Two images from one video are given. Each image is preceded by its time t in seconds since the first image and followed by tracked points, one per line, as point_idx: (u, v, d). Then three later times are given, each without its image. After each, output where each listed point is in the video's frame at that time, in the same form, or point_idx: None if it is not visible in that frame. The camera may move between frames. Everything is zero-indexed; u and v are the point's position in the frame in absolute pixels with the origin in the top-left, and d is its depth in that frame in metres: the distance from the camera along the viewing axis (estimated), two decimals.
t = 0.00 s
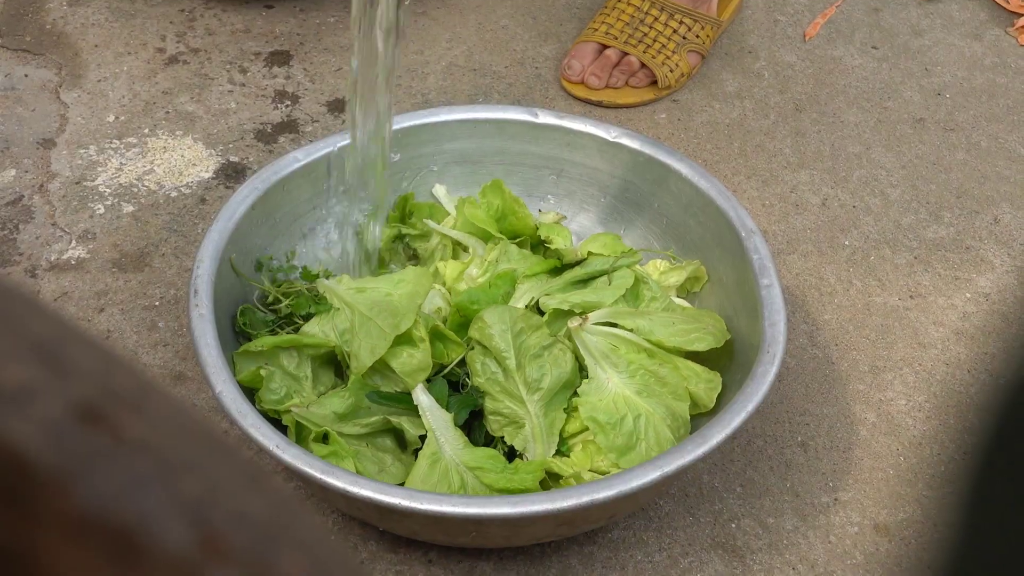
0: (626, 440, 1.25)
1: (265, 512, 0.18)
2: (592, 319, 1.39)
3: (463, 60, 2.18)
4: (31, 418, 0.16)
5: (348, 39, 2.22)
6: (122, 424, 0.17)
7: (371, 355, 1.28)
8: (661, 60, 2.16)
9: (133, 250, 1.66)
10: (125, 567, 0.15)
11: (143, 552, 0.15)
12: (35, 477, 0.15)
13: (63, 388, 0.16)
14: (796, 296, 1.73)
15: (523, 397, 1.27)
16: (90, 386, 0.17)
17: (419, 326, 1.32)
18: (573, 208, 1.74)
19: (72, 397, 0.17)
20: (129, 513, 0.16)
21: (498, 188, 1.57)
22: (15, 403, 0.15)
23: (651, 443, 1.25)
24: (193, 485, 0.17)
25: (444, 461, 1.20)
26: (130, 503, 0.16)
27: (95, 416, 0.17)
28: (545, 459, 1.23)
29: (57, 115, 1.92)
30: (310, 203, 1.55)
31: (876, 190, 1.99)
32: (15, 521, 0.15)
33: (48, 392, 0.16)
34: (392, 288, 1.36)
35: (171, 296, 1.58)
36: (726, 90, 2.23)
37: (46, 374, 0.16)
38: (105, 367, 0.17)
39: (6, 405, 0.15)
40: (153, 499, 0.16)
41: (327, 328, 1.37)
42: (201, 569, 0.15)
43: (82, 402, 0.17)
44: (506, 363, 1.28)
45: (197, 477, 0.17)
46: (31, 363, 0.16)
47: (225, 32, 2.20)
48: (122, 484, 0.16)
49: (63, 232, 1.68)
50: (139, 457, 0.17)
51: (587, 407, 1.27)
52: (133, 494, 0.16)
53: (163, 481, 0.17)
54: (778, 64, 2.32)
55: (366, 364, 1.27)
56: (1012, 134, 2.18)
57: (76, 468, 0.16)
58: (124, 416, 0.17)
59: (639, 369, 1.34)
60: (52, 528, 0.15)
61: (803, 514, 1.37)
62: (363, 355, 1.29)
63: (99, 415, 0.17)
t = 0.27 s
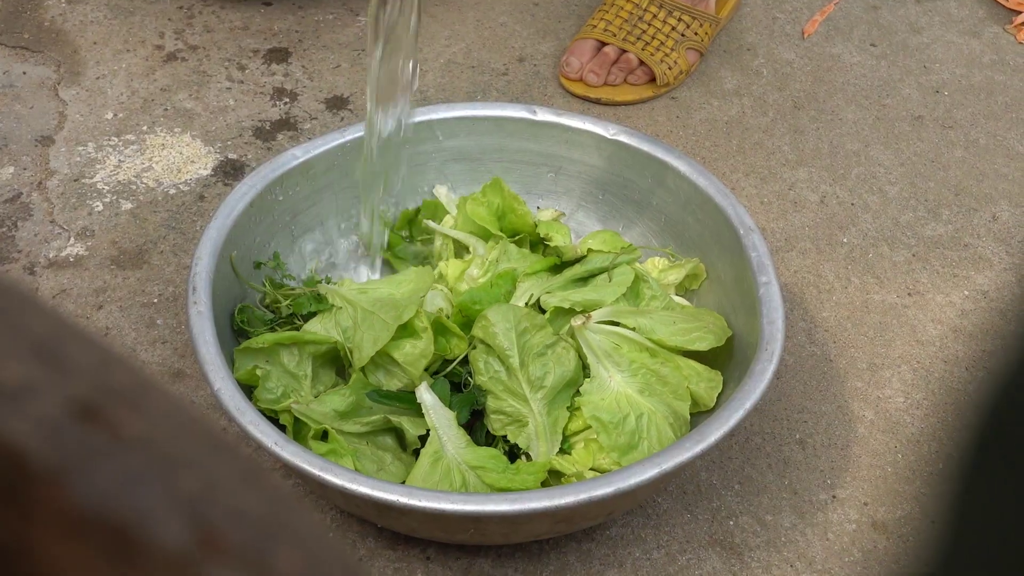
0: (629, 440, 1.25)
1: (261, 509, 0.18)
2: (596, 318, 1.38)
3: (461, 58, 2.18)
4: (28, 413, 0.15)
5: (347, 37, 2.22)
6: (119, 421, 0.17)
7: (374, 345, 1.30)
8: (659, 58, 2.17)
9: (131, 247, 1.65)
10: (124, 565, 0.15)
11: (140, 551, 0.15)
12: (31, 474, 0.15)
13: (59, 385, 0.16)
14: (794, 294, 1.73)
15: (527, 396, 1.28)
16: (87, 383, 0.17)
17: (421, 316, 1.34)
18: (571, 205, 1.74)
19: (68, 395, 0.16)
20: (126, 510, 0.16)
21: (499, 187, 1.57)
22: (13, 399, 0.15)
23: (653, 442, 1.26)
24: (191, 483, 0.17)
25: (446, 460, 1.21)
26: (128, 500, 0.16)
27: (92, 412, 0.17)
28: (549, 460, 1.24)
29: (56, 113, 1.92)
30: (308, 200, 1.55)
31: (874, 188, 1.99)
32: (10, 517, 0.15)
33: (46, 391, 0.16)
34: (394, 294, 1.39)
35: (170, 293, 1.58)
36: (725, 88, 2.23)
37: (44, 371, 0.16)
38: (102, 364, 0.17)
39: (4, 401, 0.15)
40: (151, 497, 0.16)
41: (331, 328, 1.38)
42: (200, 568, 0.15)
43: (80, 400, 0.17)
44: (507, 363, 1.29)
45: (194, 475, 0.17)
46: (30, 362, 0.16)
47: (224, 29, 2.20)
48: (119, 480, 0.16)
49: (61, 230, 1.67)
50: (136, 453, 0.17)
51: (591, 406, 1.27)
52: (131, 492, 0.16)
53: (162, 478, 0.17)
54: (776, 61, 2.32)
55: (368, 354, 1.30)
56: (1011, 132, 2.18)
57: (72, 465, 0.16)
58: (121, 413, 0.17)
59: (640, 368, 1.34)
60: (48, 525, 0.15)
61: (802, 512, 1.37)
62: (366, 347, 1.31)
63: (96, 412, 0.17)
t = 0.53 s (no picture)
0: (634, 444, 1.25)
1: (258, 510, 0.18)
2: (599, 320, 1.38)
3: (458, 59, 2.18)
4: (25, 415, 0.16)
5: (343, 37, 2.22)
6: (116, 422, 0.17)
7: (369, 346, 1.29)
8: (656, 58, 2.17)
9: (128, 248, 1.65)
10: (118, 565, 0.15)
11: (135, 550, 0.16)
12: (29, 474, 0.15)
13: (56, 385, 0.17)
14: (790, 295, 1.74)
15: (527, 400, 1.28)
16: (83, 383, 0.17)
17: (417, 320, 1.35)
18: (567, 207, 1.74)
19: (65, 395, 0.17)
20: (121, 510, 0.16)
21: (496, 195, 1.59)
22: (9, 402, 0.15)
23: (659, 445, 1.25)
24: (186, 483, 0.18)
25: (442, 462, 1.20)
26: (124, 500, 0.16)
27: (88, 412, 0.17)
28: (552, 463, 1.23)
29: (52, 113, 1.91)
30: (305, 201, 1.55)
31: (870, 189, 2.00)
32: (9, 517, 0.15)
33: (42, 391, 0.16)
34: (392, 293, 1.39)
35: (166, 294, 1.58)
36: (722, 89, 2.23)
37: (40, 371, 0.16)
38: (98, 365, 0.17)
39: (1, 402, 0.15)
40: (148, 497, 0.17)
41: (329, 329, 1.37)
42: (195, 569, 0.16)
43: (76, 400, 0.17)
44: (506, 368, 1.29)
45: (190, 475, 0.18)
46: (27, 361, 0.16)
47: (221, 30, 2.19)
48: (116, 479, 0.17)
49: (58, 230, 1.67)
50: (132, 454, 0.17)
51: (596, 410, 1.26)
52: (126, 492, 0.16)
53: (158, 478, 0.17)
54: (773, 63, 2.32)
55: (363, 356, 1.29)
56: (1007, 134, 2.19)
57: (68, 465, 0.16)
58: (118, 414, 0.17)
59: (642, 370, 1.34)
60: (45, 523, 0.15)
61: (797, 513, 1.38)
62: (360, 347, 1.31)
63: (92, 412, 0.17)
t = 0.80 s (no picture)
0: (636, 448, 1.25)
1: (255, 512, 0.19)
2: (598, 322, 1.38)
3: (455, 60, 2.18)
4: (20, 417, 0.15)
5: (339, 39, 2.21)
6: (111, 423, 0.17)
7: (362, 349, 1.30)
8: (652, 60, 2.17)
9: (124, 249, 1.65)
10: (114, 568, 0.15)
11: (133, 555, 0.16)
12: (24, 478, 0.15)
13: (52, 387, 0.16)
14: (786, 296, 1.74)
15: (525, 404, 1.27)
16: (79, 385, 0.17)
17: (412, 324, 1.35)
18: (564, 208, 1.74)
19: (61, 398, 0.17)
20: (117, 515, 0.16)
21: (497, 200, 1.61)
22: (4, 404, 0.15)
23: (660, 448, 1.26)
24: (180, 485, 0.17)
25: (436, 464, 1.20)
26: (119, 503, 0.16)
27: (83, 415, 0.17)
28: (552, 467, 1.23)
29: (48, 115, 1.90)
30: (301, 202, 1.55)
31: (867, 191, 2.00)
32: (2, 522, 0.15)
33: (38, 394, 0.16)
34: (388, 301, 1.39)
35: (162, 295, 1.58)
36: (718, 90, 2.23)
37: (36, 374, 0.16)
38: (93, 367, 0.17)
39: (0, 404, 0.15)
40: (145, 499, 0.17)
41: (325, 330, 1.37)
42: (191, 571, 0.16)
43: (72, 403, 0.17)
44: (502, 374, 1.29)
45: (186, 476, 0.18)
46: (23, 362, 0.16)
47: (217, 31, 2.19)
48: (112, 482, 0.16)
49: (54, 231, 1.67)
50: (128, 457, 0.17)
51: (597, 414, 1.27)
52: (123, 495, 0.16)
53: (154, 481, 0.17)
54: (769, 65, 2.32)
55: (356, 358, 1.30)
56: (1003, 135, 2.19)
57: (64, 468, 0.16)
58: (114, 415, 0.17)
59: (642, 373, 1.33)
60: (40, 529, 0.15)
61: (794, 514, 1.38)
62: (354, 349, 1.31)
63: (88, 415, 0.17)
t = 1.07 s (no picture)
0: (636, 452, 1.25)
1: (251, 514, 0.19)
2: (598, 327, 1.37)
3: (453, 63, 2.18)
4: (18, 420, 0.15)
5: (338, 41, 2.21)
6: (108, 426, 0.17)
7: (363, 350, 1.30)
8: (651, 62, 2.17)
9: (122, 251, 1.65)
10: (115, 568, 0.15)
11: (131, 557, 0.16)
12: (22, 479, 0.15)
13: (51, 390, 0.16)
14: (784, 298, 1.74)
15: (526, 409, 1.27)
16: (79, 389, 0.17)
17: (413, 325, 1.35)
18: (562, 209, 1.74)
19: (60, 400, 0.16)
20: (115, 517, 0.16)
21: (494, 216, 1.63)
22: (4, 405, 0.15)
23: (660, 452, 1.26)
24: (179, 488, 0.18)
25: (436, 468, 1.19)
26: (117, 505, 0.16)
27: (81, 417, 0.17)
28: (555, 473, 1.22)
29: (47, 116, 1.90)
30: (300, 203, 1.55)
31: (865, 193, 2.00)
32: None
33: (37, 396, 0.16)
34: (387, 304, 1.39)
35: (161, 297, 1.58)
36: (716, 93, 2.24)
37: (34, 376, 0.16)
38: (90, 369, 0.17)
39: (2, 406, 0.15)
40: (141, 503, 0.17)
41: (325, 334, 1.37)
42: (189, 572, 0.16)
43: (71, 406, 0.17)
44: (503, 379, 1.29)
45: (184, 479, 0.18)
46: (22, 364, 0.16)
47: (215, 33, 2.19)
48: (110, 484, 0.16)
49: (52, 233, 1.66)
50: (127, 460, 0.17)
51: (598, 419, 1.26)
52: (119, 498, 0.16)
53: (152, 484, 0.17)
54: (767, 67, 2.33)
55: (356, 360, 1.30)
56: (1001, 137, 2.19)
57: (63, 470, 0.16)
58: (111, 418, 0.17)
59: (642, 376, 1.33)
60: (38, 531, 0.15)
61: (791, 516, 1.38)
62: (354, 352, 1.31)
63: (85, 417, 0.17)
